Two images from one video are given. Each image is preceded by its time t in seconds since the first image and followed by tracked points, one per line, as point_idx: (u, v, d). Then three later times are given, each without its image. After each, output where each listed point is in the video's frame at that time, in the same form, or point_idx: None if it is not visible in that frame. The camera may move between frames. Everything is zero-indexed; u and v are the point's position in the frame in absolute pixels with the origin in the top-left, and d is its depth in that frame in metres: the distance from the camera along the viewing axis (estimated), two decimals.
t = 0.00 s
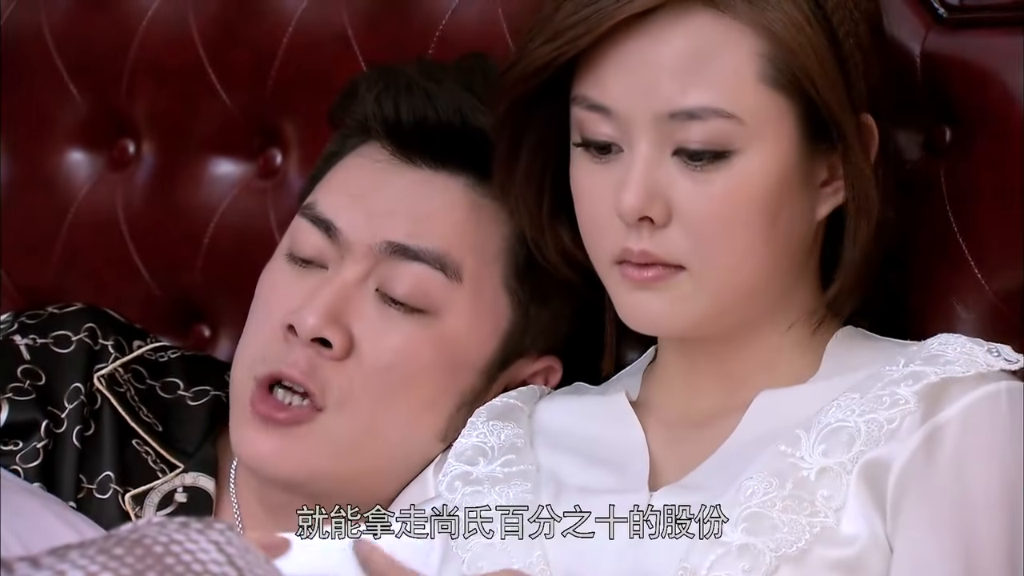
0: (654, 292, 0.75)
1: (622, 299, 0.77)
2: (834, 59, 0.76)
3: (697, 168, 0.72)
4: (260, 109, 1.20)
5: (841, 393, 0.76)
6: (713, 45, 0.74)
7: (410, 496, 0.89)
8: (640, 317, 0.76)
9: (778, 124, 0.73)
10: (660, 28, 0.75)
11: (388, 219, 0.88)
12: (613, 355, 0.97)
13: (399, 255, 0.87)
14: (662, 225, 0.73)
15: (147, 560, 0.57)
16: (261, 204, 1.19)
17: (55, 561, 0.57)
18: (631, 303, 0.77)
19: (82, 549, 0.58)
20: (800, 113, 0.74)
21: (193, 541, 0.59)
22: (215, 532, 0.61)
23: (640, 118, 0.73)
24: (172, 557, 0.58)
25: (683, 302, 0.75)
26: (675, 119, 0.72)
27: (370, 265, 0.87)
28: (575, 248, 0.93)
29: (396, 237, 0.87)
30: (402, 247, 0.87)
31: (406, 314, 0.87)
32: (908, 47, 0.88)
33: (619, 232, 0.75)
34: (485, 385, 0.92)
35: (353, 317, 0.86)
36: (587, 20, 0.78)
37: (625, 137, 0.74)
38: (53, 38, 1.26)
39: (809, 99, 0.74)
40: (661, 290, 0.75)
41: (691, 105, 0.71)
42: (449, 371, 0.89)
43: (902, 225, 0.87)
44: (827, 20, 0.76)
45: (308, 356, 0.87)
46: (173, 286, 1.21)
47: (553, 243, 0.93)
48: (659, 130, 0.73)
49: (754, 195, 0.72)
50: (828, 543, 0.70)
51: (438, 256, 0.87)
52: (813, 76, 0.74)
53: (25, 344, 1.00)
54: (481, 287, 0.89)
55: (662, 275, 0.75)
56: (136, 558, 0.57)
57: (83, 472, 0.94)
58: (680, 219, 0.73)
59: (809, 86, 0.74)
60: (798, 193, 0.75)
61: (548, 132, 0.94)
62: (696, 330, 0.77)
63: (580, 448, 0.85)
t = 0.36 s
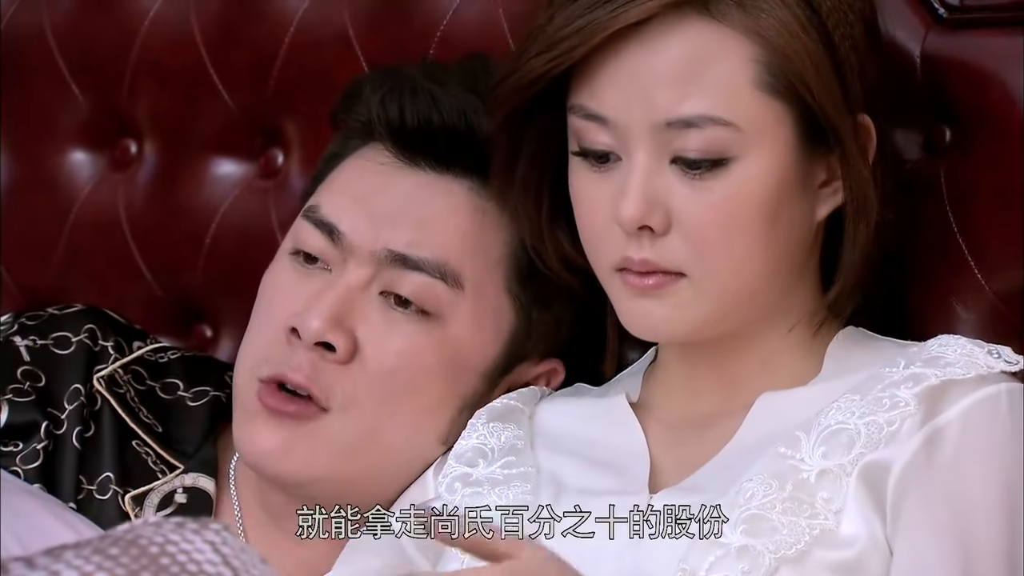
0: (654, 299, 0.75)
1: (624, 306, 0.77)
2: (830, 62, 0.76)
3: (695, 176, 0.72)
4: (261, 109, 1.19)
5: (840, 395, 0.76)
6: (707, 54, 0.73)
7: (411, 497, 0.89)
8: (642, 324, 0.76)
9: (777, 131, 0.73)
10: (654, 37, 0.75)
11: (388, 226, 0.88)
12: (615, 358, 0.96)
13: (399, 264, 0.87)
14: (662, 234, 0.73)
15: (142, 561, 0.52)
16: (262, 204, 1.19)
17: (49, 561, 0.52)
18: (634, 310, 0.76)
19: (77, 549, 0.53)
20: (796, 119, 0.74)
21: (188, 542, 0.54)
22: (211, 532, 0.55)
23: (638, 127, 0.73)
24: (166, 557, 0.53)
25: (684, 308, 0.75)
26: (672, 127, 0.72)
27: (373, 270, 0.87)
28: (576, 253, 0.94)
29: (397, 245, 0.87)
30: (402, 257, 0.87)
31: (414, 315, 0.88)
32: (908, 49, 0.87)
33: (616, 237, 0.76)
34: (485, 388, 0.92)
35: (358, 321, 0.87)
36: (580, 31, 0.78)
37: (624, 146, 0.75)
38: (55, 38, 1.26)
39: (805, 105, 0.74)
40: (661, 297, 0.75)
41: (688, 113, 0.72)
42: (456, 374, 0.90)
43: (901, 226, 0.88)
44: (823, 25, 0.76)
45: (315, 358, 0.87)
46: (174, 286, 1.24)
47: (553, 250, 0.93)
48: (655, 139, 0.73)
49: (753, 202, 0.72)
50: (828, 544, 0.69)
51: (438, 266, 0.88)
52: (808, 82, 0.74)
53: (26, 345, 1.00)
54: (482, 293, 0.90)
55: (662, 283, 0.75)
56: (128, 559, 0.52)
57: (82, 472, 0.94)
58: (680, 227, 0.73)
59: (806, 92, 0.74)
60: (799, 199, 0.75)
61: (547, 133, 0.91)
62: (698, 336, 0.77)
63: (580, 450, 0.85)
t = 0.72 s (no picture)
0: (655, 303, 0.75)
1: (624, 308, 0.77)
2: (825, 62, 0.76)
3: (692, 179, 0.72)
4: (263, 109, 1.19)
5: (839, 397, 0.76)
6: (702, 57, 0.73)
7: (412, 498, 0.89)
8: (640, 327, 0.76)
9: (774, 132, 0.73)
10: (649, 40, 0.75)
11: (387, 228, 0.88)
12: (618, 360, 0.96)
13: (399, 266, 0.88)
14: (660, 237, 0.74)
15: (135, 562, 0.50)
16: (265, 205, 1.19)
17: (44, 562, 0.49)
18: (633, 313, 0.76)
19: (72, 550, 0.50)
20: (792, 120, 0.74)
21: (182, 543, 0.51)
22: (206, 533, 0.52)
23: (633, 131, 0.74)
24: (161, 558, 0.50)
25: (683, 312, 0.75)
26: (667, 131, 0.72)
27: (373, 271, 0.88)
28: (576, 258, 0.94)
29: (397, 247, 0.88)
30: (402, 259, 0.87)
31: (416, 315, 0.88)
32: (908, 50, 0.87)
33: (613, 242, 0.76)
34: (485, 390, 0.92)
35: (358, 322, 0.87)
36: (576, 33, 0.78)
37: (620, 150, 0.75)
38: (58, 39, 1.26)
39: (800, 106, 0.74)
40: (660, 300, 0.75)
41: (684, 116, 0.72)
42: (456, 375, 0.90)
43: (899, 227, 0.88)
44: (818, 25, 0.76)
45: (315, 359, 0.87)
46: (176, 287, 1.24)
47: (554, 255, 0.93)
48: (651, 143, 0.73)
49: (750, 204, 0.72)
50: (827, 547, 0.69)
51: (438, 269, 0.88)
52: (804, 84, 0.74)
53: (27, 346, 1.00)
54: (481, 294, 0.90)
55: (662, 286, 0.75)
56: (123, 559, 0.49)
57: (82, 474, 0.94)
58: (679, 230, 0.73)
59: (801, 94, 0.74)
60: (796, 199, 0.75)
61: (547, 136, 0.91)
62: (698, 338, 0.77)
63: (580, 452, 0.85)
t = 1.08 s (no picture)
0: (652, 305, 0.75)
1: (621, 310, 0.77)
2: (821, 63, 0.76)
3: (688, 179, 0.72)
4: (265, 109, 1.19)
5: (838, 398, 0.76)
6: (697, 57, 0.73)
7: (411, 498, 0.89)
8: (635, 326, 0.76)
9: (770, 132, 0.73)
10: (644, 41, 0.75)
11: (385, 228, 0.88)
12: (619, 361, 0.96)
13: (398, 264, 0.88)
14: (656, 238, 0.74)
15: (128, 563, 0.41)
16: (267, 205, 1.19)
17: (36, 562, 0.41)
18: (631, 314, 0.76)
19: (65, 550, 0.42)
20: (788, 120, 0.74)
21: (177, 542, 0.42)
22: (199, 533, 0.43)
23: (629, 132, 0.74)
24: (154, 558, 0.42)
25: (681, 312, 0.75)
26: (663, 131, 0.72)
27: (372, 270, 0.88)
28: (574, 258, 0.93)
29: (396, 246, 0.88)
30: (402, 257, 0.88)
31: (415, 315, 0.88)
32: (907, 50, 0.87)
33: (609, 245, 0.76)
34: (485, 389, 0.92)
35: (358, 321, 0.87)
36: (571, 34, 0.78)
37: (617, 151, 0.75)
38: (61, 40, 1.26)
39: (796, 107, 0.74)
40: (659, 300, 0.75)
41: (679, 117, 0.72)
42: (456, 374, 0.90)
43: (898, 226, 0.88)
44: (813, 25, 0.76)
45: (313, 359, 0.87)
46: (179, 287, 1.24)
47: (552, 256, 0.92)
48: (648, 145, 0.73)
49: (747, 204, 0.72)
50: (825, 548, 0.69)
51: (436, 268, 0.88)
52: (799, 84, 0.74)
53: (28, 348, 1.00)
54: (480, 294, 0.90)
55: (660, 286, 0.75)
56: (116, 560, 0.41)
57: (83, 475, 0.94)
58: (676, 231, 0.73)
59: (796, 94, 0.74)
60: (792, 196, 0.74)
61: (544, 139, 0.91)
62: (698, 338, 0.77)
63: (580, 452, 0.85)
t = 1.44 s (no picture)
0: (648, 307, 0.76)
1: (618, 312, 0.77)
2: (813, 62, 0.76)
3: (682, 182, 0.73)
4: (267, 109, 1.20)
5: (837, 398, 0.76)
6: (688, 58, 0.73)
7: (411, 498, 0.89)
8: (630, 326, 0.77)
9: (763, 133, 0.73)
10: (637, 43, 0.75)
11: (383, 227, 0.88)
12: (619, 360, 0.96)
13: (399, 263, 0.88)
14: (651, 240, 0.74)
15: (122, 562, 0.42)
16: (269, 205, 1.19)
17: (30, 562, 0.42)
18: (628, 316, 0.76)
19: (59, 550, 0.43)
20: (781, 121, 0.74)
21: (171, 542, 0.43)
22: (194, 533, 0.44)
23: (622, 134, 0.74)
24: (148, 558, 0.42)
25: (677, 313, 0.75)
26: (655, 134, 0.72)
27: (373, 269, 0.88)
28: (571, 260, 0.93)
29: (397, 245, 0.88)
30: (402, 256, 0.88)
31: (413, 314, 0.89)
32: (906, 50, 0.87)
33: (607, 246, 0.76)
34: (485, 389, 0.92)
35: (358, 321, 0.87)
36: (563, 36, 0.78)
37: (611, 154, 0.75)
38: (64, 40, 1.26)
39: (788, 107, 0.74)
40: (655, 302, 0.75)
41: (671, 120, 0.72)
42: (456, 374, 0.90)
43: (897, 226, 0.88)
44: (805, 25, 0.76)
45: (315, 358, 0.87)
46: (181, 287, 1.24)
47: (550, 260, 0.92)
48: (642, 148, 0.73)
49: (742, 205, 0.72)
50: (823, 549, 0.69)
51: (437, 267, 0.88)
52: (790, 84, 0.74)
53: (30, 347, 1.00)
54: (480, 293, 0.90)
55: (656, 288, 0.75)
56: (109, 560, 0.42)
57: (84, 475, 0.94)
58: (671, 232, 0.73)
59: (788, 94, 0.74)
60: (786, 196, 0.74)
61: (538, 140, 0.91)
62: (695, 339, 0.77)
63: (579, 452, 0.85)
